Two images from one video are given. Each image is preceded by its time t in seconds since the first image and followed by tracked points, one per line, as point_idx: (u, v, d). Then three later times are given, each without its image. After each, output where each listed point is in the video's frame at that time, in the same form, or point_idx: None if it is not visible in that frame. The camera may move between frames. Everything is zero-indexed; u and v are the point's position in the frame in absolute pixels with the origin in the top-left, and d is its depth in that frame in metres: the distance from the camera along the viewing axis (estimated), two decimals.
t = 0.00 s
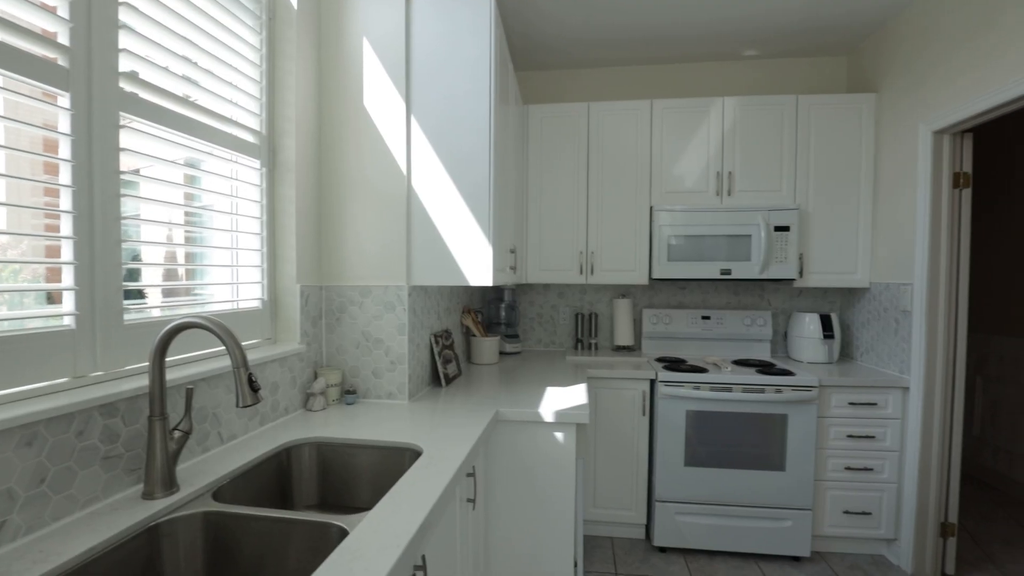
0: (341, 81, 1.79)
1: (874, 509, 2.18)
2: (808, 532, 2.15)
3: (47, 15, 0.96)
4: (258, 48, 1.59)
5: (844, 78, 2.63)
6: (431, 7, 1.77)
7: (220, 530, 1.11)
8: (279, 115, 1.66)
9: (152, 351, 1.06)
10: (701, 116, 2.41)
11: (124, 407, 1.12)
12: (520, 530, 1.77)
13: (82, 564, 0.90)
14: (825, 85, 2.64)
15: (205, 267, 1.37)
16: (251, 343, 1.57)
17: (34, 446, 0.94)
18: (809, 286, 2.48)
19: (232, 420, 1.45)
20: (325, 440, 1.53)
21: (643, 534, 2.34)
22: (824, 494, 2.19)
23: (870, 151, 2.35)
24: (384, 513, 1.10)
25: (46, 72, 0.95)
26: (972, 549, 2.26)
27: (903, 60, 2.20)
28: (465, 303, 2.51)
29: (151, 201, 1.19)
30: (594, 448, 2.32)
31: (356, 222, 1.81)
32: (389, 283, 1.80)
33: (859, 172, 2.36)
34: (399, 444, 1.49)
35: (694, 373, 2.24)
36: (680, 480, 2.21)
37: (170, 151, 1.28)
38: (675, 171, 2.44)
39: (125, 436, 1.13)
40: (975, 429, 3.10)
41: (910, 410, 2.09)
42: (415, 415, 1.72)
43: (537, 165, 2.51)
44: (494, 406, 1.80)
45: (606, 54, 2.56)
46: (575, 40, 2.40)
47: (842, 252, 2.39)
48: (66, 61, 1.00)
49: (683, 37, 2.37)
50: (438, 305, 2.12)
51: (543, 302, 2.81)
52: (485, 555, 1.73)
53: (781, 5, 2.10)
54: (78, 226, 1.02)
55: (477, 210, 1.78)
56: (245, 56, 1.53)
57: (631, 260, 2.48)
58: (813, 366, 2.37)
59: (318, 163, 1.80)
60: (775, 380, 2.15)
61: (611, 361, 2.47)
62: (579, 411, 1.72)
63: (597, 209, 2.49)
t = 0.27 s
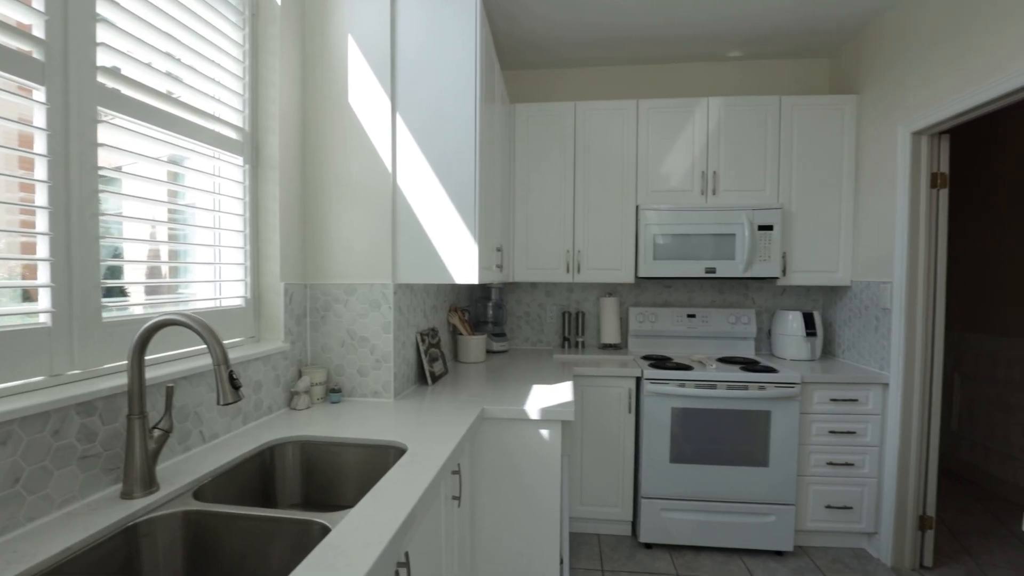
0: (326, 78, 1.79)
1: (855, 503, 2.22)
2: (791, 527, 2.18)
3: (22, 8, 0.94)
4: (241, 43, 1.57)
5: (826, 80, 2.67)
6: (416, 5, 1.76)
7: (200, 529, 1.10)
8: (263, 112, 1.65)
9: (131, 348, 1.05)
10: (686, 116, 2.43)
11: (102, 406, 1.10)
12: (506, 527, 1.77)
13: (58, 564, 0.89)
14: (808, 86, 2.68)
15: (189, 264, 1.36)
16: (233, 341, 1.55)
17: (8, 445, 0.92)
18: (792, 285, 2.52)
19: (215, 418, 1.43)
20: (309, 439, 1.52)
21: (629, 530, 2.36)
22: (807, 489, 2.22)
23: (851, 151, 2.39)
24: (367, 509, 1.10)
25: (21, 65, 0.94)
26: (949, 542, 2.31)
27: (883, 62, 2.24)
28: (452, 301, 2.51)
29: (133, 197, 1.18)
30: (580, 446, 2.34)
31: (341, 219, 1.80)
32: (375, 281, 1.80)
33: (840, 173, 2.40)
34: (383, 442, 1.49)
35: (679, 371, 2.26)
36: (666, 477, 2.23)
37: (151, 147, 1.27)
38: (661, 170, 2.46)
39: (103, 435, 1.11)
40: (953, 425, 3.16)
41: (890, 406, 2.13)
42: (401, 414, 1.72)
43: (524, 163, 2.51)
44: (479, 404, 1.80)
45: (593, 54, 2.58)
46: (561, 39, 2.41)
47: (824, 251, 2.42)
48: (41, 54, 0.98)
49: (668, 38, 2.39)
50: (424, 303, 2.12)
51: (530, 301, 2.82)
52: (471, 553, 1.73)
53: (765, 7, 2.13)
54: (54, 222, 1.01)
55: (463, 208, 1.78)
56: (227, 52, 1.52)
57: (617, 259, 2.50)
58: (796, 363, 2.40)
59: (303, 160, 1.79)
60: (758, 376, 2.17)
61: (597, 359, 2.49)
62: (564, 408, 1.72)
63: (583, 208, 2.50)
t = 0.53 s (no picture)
0: (310, 75, 1.78)
1: (836, 498, 2.25)
2: (774, 522, 2.21)
3: None
4: (223, 39, 1.56)
5: (808, 81, 2.71)
6: (401, 3, 1.76)
7: (179, 529, 1.09)
8: (245, 108, 1.63)
9: (108, 347, 1.03)
10: (671, 116, 2.45)
11: (78, 405, 1.09)
12: (491, 525, 1.77)
13: (32, 564, 0.87)
14: (790, 88, 2.72)
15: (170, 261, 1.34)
16: (215, 339, 1.54)
17: None
18: (775, 283, 2.55)
19: (195, 418, 1.42)
20: (292, 438, 1.51)
21: (615, 527, 2.37)
22: (789, 484, 2.26)
23: (831, 152, 2.43)
24: (349, 506, 1.09)
25: None
26: (927, 534, 2.35)
27: (863, 64, 2.28)
28: (438, 300, 2.51)
29: (114, 193, 1.17)
30: (567, 444, 2.34)
31: (325, 217, 1.79)
32: (359, 279, 1.79)
33: (822, 173, 2.44)
34: (367, 440, 1.48)
35: (664, 368, 2.28)
36: (651, 473, 2.25)
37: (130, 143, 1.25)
38: (647, 170, 2.48)
39: (79, 435, 1.09)
40: (931, 420, 3.23)
41: (869, 402, 2.17)
42: (385, 412, 1.71)
43: (511, 162, 2.52)
44: (465, 401, 1.80)
45: (579, 54, 2.59)
46: (547, 38, 2.41)
47: (806, 250, 2.46)
48: (15, 46, 0.96)
49: (653, 38, 2.42)
50: (409, 301, 2.11)
51: (516, 299, 2.82)
52: (455, 551, 1.73)
53: (747, 9, 2.16)
54: (29, 217, 0.99)
55: (448, 206, 1.78)
56: (209, 48, 1.50)
57: (603, 258, 2.51)
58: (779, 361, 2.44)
59: (286, 157, 1.78)
60: (742, 374, 2.20)
61: (583, 357, 2.50)
62: (549, 405, 1.73)
63: (569, 206, 2.51)
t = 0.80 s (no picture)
0: (292, 72, 1.76)
1: (816, 493, 2.29)
2: (756, 517, 2.24)
3: None
4: (203, 35, 1.54)
5: (789, 83, 2.75)
6: None
7: (155, 529, 1.08)
8: (226, 105, 1.62)
9: (82, 346, 1.01)
10: (655, 116, 2.48)
11: (52, 405, 1.07)
12: (475, 523, 1.78)
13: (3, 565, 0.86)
14: (772, 89, 2.76)
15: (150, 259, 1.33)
16: (195, 338, 1.52)
17: None
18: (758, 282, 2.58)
19: (174, 417, 1.40)
20: (273, 438, 1.50)
21: (600, 525, 2.39)
22: (771, 480, 2.29)
23: (811, 153, 2.47)
24: (330, 504, 1.09)
25: None
26: (904, 528, 2.40)
27: (842, 66, 2.32)
28: (424, 299, 2.51)
29: (93, 190, 1.15)
30: (552, 442, 2.35)
31: (308, 215, 1.78)
32: (343, 278, 1.78)
33: (802, 174, 2.48)
34: (349, 439, 1.48)
35: (648, 366, 2.30)
36: (636, 471, 2.27)
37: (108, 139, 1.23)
38: (631, 170, 2.50)
39: (53, 435, 1.08)
40: (908, 416, 3.29)
41: (848, 398, 2.21)
42: (369, 411, 1.71)
43: (496, 161, 2.52)
44: (449, 400, 1.80)
45: (564, 54, 2.61)
46: (531, 37, 2.42)
47: (787, 249, 2.49)
48: None
49: (637, 39, 2.43)
50: (394, 300, 2.11)
51: (502, 298, 2.83)
52: (439, 549, 1.73)
53: (729, 11, 2.19)
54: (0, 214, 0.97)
55: (432, 205, 1.77)
56: (189, 44, 1.49)
57: (589, 257, 2.53)
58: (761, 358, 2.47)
59: (268, 154, 1.76)
60: (724, 371, 2.23)
61: (569, 356, 2.51)
62: (533, 403, 1.74)
63: (554, 206, 2.52)
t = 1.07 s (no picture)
0: (274, 69, 1.75)
1: (797, 489, 2.33)
2: (738, 513, 2.27)
3: None
4: (182, 31, 1.52)
5: (771, 85, 2.79)
6: None
7: (131, 532, 1.06)
8: (206, 101, 1.59)
9: (55, 345, 1.00)
10: (639, 116, 2.50)
11: (23, 406, 1.05)
12: (458, 522, 1.78)
13: None
14: (754, 91, 2.79)
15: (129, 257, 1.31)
16: (174, 338, 1.50)
17: None
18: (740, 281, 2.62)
19: (152, 418, 1.38)
20: (253, 438, 1.49)
21: (585, 523, 2.40)
22: (753, 476, 2.32)
23: (792, 154, 2.51)
24: (309, 503, 1.08)
25: None
26: (882, 522, 2.45)
27: (822, 68, 2.36)
28: (408, 299, 2.50)
29: (71, 188, 1.13)
30: (537, 441, 2.36)
31: (290, 214, 1.77)
32: (326, 278, 1.77)
33: (783, 174, 2.52)
34: (331, 438, 1.47)
35: (632, 365, 2.31)
36: (620, 469, 2.28)
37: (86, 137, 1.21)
38: (616, 169, 2.52)
39: (24, 436, 1.06)
40: (887, 413, 3.35)
41: (828, 395, 2.25)
42: (352, 411, 1.70)
43: (481, 160, 2.52)
44: (433, 399, 1.80)
45: (549, 54, 2.62)
46: (516, 36, 2.42)
47: (768, 249, 2.53)
48: None
49: (621, 39, 2.45)
50: (377, 299, 2.10)
51: (488, 298, 2.83)
52: (423, 548, 1.73)
53: (712, 13, 2.21)
54: None
55: (415, 204, 1.77)
56: (167, 40, 1.47)
57: (573, 256, 2.54)
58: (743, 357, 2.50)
59: (249, 152, 1.75)
60: (707, 369, 2.25)
61: (554, 354, 2.52)
62: (516, 402, 1.74)
63: (539, 205, 2.53)
